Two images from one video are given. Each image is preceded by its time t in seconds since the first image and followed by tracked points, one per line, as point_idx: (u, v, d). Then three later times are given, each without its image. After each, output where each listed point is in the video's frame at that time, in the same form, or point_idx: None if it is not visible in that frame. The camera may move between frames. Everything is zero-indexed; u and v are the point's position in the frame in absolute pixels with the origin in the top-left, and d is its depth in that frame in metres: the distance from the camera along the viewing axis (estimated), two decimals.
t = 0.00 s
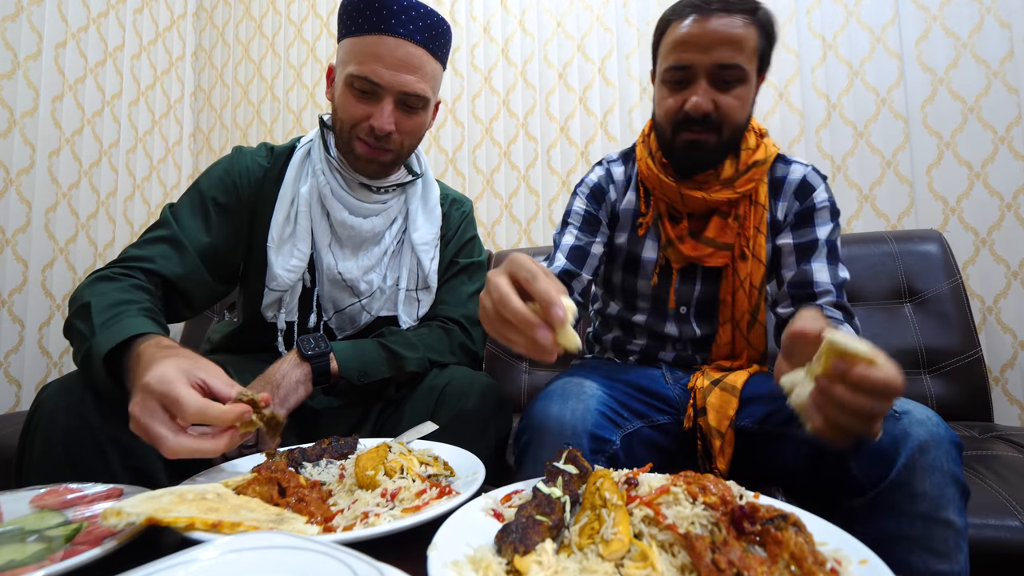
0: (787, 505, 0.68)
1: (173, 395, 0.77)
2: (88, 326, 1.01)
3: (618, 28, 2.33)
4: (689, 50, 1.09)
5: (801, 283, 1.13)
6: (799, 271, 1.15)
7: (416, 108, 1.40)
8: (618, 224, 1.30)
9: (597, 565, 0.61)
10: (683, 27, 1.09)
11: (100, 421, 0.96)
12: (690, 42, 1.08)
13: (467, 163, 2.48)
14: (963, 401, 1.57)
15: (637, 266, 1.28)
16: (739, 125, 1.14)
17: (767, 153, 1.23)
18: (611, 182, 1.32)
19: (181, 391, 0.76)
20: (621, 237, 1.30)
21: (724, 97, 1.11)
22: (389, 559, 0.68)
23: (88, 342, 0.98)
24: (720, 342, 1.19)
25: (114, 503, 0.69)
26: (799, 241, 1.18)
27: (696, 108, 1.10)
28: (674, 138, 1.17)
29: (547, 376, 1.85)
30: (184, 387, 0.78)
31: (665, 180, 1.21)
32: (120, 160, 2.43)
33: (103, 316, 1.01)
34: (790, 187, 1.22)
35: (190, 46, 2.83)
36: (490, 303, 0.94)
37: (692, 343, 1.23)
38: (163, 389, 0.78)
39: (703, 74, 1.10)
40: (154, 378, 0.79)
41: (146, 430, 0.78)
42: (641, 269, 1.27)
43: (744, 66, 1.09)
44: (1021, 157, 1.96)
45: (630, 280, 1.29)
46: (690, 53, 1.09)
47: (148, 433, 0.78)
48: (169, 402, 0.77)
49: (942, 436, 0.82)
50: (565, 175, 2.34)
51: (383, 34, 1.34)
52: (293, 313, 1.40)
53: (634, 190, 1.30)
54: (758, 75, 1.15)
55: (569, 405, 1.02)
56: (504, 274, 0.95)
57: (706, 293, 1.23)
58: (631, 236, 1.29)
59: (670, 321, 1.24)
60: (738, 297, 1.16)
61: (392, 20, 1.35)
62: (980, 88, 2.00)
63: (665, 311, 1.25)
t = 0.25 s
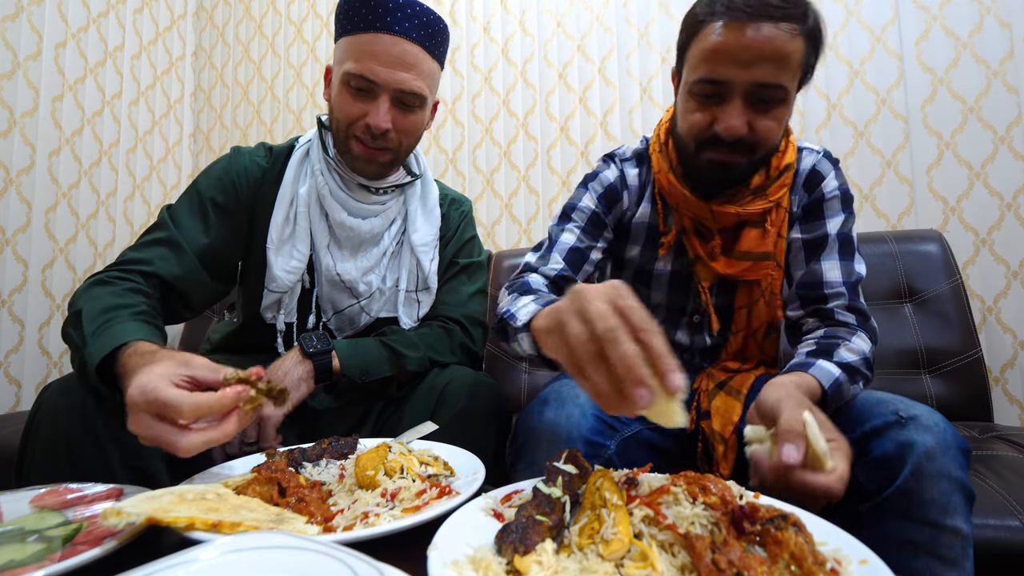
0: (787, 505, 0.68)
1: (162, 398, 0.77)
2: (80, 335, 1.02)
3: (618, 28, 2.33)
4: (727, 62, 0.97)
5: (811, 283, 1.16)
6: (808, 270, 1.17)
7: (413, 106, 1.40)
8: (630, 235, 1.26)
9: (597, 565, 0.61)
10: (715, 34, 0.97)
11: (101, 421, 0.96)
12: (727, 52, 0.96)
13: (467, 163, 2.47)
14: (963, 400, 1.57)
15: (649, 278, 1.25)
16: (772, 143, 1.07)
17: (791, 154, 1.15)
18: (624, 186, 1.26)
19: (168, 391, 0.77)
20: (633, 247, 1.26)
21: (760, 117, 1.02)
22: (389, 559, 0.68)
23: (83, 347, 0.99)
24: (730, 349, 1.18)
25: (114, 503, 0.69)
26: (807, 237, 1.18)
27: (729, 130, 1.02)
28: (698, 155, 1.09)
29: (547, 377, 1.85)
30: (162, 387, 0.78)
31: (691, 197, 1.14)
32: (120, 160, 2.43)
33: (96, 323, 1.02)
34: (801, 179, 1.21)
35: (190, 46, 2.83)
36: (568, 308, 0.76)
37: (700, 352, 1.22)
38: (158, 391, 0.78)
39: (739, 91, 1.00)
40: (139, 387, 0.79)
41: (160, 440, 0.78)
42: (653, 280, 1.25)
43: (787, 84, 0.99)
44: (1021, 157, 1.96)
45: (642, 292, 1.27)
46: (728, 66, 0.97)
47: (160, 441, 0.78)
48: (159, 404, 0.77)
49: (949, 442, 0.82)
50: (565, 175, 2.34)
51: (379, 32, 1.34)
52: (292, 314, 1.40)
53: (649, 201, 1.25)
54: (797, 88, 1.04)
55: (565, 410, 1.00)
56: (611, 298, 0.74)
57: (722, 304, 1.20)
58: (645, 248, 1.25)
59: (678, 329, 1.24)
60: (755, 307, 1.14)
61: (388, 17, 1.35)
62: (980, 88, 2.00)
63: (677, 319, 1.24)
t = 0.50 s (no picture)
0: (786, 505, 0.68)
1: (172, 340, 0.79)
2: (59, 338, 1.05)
3: (618, 28, 2.34)
4: (750, 72, 0.97)
5: (815, 284, 1.17)
6: (813, 271, 1.18)
7: (392, 109, 1.37)
8: (637, 237, 1.25)
9: (597, 565, 0.61)
10: (736, 40, 0.97)
11: (104, 422, 0.95)
12: (751, 62, 0.96)
13: (467, 163, 2.47)
14: (963, 400, 1.57)
15: (656, 281, 1.25)
16: (787, 155, 1.07)
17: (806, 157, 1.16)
18: (634, 186, 1.23)
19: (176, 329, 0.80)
20: (640, 250, 1.25)
21: (780, 130, 1.02)
22: (389, 559, 0.68)
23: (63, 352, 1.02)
24: (731, 351, 1.20)
25: (114, 503, 0.69)
26: (813, 237, 1.19)
27: (748, 144, 1.01)
28: (712, 168, 1.09)
29: (547, 377, 1.85)
30: (171, 326, 0.80)
31: (704, 204, 1.14)
32: (120, 160, 2.43)
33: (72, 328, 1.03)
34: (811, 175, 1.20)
35: (190, 46, 2.83)
36: (643, 314, 0.69)
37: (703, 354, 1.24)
38: (163, 341, 0.80)
39: (762, 104, 1.00)
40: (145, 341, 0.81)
41: (191, 376, 0.81)
42: (659, 284, 1.25)
43: (810, 96, 0.99)
44: (1021, 157, 1.96)
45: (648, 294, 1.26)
46: (749, 77, 0.97)
47: (195, 377, 0.81)
48: (176, 344, 0.79)
49: (947, 444, 0.81)
50: (565, 175, 2.34)
51: (356, 33, 1.32)
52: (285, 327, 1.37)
53: (657, 203, 1.23)
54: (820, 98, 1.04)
55: (565, 413, 0.99)
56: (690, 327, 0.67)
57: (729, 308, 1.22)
58: (652, 250, 1.24)
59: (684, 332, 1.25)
60: (761, 310, 1.16)
61: (365, 19, 1.33)
62: (980, 88, 2.01)
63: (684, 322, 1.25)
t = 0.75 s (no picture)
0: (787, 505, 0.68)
1: (224, 258, 0.79)
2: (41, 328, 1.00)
3: (618, 28, 2.34)
4: (758, 75, 0.97)
5: (817, 285, 1.17)
6: (816, 271, 1.17)
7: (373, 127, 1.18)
8: (638, 236, 1.25)
9: (597, 565, 0.61)
10: (742, 42, 0.97)
11: (101, 418, 0.96)
12: (760, 65, 0.96)
13: (467, 163, 2.47)
14: (963, 400, 1.57)
15: (657, 281, 1.24)
16: (792, 158, 1.07)
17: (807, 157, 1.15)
18: (636, 184, 1.23)
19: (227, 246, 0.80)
20: (641, 249, 1.25)
21: (785, 133, 1.03)
22: (390, 559, 0.68)
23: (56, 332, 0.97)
24: (731, 351, 1.20)
25: (114, 503, 0.69)
26: (816, 237, 1.19)
27: (754, 148, 1.02)
28: (716, 170, 1.09)
29: (547, 377, 1.85)
30: (218, 248, 0.80)
31: (707, 206, 1.14)
32: (120, 160, 2.43)
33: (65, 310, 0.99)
34: (814, 175, 1.20)
35: (190, 46, 2.83)
36: (655, 348, 0.65)
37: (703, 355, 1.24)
38: (212, 261, 0.79)
39: (768, 107, 1.00)
40: (190, 269, 0.79)
41: (248, 293, 0.80)
42: (661, 284, 1.24)
43: (817, 100, 1.00)
44: (1021, 157, 1.97)
45: (648, 295, 1.26)
46: (757, 80, 0.97)
47: (253, 292, 0.80)
48: (228, 261, 0.79)
49: (947, 444, 0.81)
50: (565, 175, 2.34)
51: (334, 38, 1.13)
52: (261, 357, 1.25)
53: (659, 202, 1.23)
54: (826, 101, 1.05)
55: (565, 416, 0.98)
56: (703, 362, 0.64)
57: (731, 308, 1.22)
58: (654, 249, 1.24)
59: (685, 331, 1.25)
60: (764, 310, 1.16)
61: (343, 20, 1.15)
62: (980, 88, 2.01)
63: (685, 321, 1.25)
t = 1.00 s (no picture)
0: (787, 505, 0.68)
1: (259, 225, 0.84)
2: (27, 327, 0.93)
3: (618, 28, 2.34)
4: (760, 75, 0.97)
5: (817, 285, 1.16)
6: (815, 272, 1.17)
7: (363, 137, 1.10)
8: (640, 235, 1.25)
9: (597, 565, 0.61)
10: (743, 42, 0.97)
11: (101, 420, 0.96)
12: (762, 65, 0.96)
13: (467, 163, 2.46)
14: (963, 401, 1.57)
15: (658, 281, 1.24)
16: (793, 159, 1.07)
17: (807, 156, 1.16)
18: (640, 183, 1.23)
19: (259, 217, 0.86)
20: (642, 249, 1.25)
21: (787, 133, 1.03)
22: (390, 559, 0.69)
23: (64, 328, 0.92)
24: (732, 352, 1.20)
25: (114, 503, 0.69)
26: (816, 237, 1.19)
27: (754, 148, 1.02)
28: (717, 170, 1.09)
29: (547, 377, 1.85)
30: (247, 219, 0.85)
31: (708, 206, 1.14)
32: (120, 160, 2.43)
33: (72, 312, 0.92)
34: (814, 176, 1.20)
35: (190, 46, 2.83)
36: (665, 377, 0.61)
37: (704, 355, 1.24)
38: (246, 231, 0.84)
39: (769, 106, 1.00)
40: (222, 242, 0.82)
41: (285, 259, 0.87)
42: (662, 284, 1.24)
43: (819, 100, 1.00)
44: (1021, 158, 1.97)
45: (649, 295, 1.26)
46: (759, 80, 0.97)
47: (290, 257, 0.87)
48: (264, 229, 0.84)
49: (947, 444, 0.81)
50: (565, 175, 2.34)
51: (323, 39, 1.06)
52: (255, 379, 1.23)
53: (662, 201, 1.24)
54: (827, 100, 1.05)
55: (567, 416, 0.99)
56: (719, 388, 0.62)
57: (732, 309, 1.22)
58: (655, 249, 1.24)
59: (685, 331, 1.25)
60: (764, 310, 1.16)
61: (334, 20, 1.08)
62: (980, 88, 2.01)
63: (685, 321, 1.25)
